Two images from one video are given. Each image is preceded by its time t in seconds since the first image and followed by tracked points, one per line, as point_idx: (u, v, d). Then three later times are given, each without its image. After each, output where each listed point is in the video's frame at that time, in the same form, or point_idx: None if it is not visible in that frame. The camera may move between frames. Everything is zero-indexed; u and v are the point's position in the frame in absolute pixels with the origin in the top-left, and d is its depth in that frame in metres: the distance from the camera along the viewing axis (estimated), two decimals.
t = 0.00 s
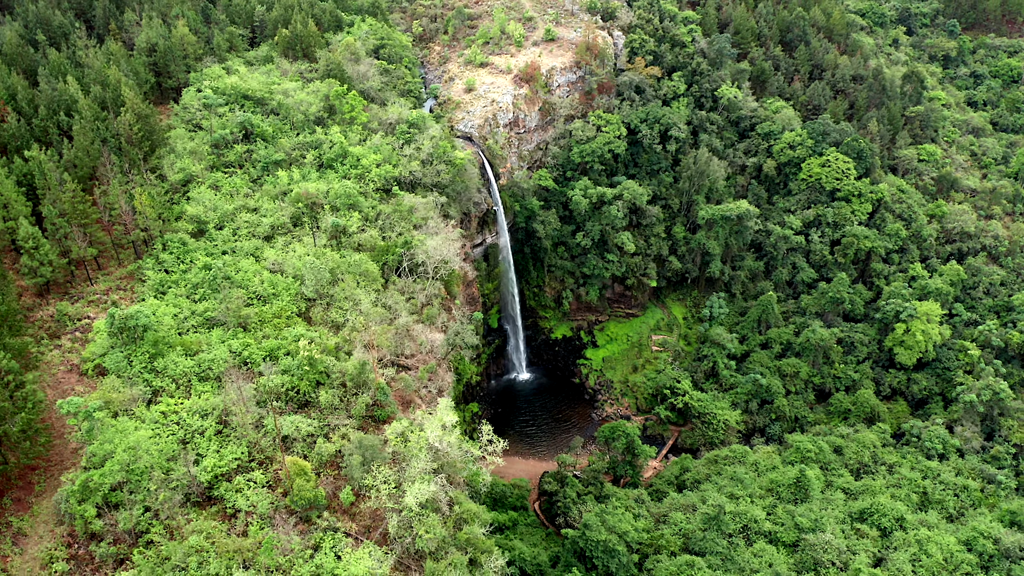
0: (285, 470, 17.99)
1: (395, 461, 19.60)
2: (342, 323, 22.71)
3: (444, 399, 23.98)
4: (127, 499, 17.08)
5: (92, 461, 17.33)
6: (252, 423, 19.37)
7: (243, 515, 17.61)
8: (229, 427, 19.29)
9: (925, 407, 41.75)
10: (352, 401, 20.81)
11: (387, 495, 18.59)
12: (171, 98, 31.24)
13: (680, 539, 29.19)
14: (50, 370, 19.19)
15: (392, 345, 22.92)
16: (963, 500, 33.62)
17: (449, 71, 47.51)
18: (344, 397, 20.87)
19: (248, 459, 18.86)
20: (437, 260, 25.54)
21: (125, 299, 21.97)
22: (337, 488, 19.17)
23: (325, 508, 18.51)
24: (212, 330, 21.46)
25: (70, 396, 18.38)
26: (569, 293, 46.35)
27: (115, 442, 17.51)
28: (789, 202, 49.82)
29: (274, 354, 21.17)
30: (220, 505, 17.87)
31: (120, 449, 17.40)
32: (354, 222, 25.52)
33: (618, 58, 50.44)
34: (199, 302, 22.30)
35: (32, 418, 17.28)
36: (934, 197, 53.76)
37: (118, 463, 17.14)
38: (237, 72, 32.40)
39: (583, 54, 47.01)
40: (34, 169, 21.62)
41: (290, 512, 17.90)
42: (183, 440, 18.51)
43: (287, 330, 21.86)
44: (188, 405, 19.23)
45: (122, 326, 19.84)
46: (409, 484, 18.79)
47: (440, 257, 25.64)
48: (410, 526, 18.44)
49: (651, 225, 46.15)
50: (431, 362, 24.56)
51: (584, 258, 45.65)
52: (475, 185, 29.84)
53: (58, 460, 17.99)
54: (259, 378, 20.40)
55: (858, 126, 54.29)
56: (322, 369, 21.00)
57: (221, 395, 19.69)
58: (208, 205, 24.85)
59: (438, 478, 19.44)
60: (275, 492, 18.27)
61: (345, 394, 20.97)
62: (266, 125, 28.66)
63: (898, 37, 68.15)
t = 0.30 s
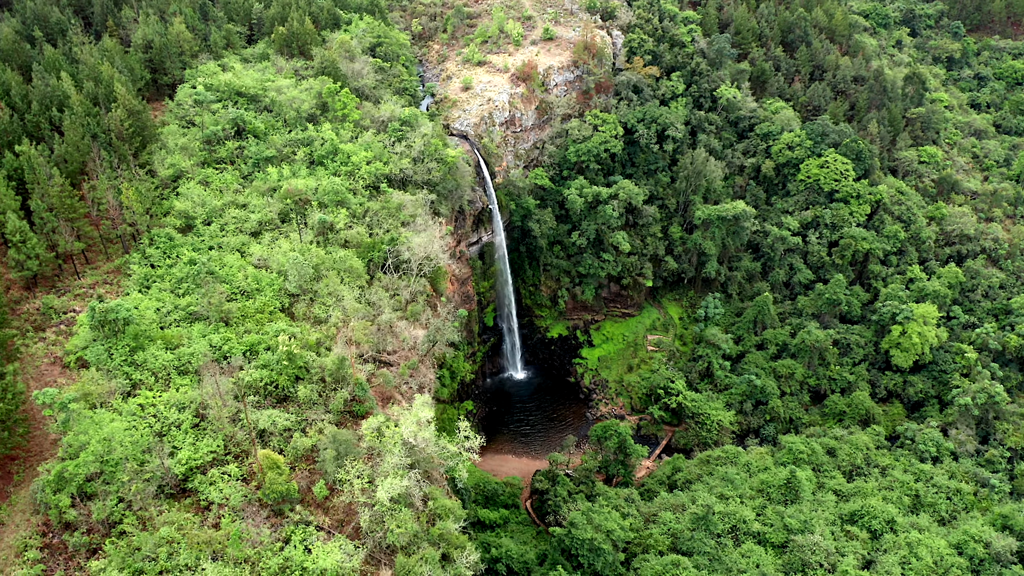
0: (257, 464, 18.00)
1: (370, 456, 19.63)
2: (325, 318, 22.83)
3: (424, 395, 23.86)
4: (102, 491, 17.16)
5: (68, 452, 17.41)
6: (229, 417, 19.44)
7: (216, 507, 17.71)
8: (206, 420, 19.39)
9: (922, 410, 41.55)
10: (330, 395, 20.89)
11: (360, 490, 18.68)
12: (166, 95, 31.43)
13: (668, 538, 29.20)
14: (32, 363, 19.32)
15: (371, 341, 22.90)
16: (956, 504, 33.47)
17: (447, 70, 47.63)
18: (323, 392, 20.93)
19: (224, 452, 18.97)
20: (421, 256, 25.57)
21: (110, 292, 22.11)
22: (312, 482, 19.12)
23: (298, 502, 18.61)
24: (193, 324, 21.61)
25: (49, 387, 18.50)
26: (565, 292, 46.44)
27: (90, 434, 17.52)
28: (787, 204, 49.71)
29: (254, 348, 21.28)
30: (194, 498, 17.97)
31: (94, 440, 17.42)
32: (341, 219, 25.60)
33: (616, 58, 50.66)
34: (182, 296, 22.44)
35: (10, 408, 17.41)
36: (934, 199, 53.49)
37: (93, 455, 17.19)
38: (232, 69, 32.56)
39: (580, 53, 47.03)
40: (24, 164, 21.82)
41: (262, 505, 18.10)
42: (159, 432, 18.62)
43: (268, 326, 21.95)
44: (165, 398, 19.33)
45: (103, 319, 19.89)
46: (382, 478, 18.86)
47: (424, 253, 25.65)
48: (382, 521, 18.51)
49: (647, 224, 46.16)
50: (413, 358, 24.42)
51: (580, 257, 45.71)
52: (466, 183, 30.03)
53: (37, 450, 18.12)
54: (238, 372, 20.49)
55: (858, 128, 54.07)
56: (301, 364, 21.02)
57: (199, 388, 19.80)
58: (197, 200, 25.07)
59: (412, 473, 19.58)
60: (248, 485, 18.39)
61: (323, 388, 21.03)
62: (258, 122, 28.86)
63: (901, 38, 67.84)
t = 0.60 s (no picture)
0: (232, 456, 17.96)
1: (346, 450, 19.65)
2: (308, 313, 22.86)
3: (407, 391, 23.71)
4: (77, 481, 17.23)
5: (45, 443, 17.51)
6: (206, 411, 19.59)
7: (189, 499, 17.84)
8: (184, 413, 19.52)
9: (918, 413, 41.34)
10: (309, 390, 20.91)
11: (334, 484, 18.62)
12: (161, 91, 31.69)
13: (657, 538, 29.26)
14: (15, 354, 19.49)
15: (354, 336, 22.76)
16: (948, 507, 33.33)
17: (445, 68, 47.71)
18: (303, 386, 20.97)
19: (200, 445, 19.04)
20: (405, 254, 25.41)
21: (97, 286, 22.31)
22: (286, 476, 19.11)
23: (273, 495, 18.68)
24: (176, 318, 21.72)
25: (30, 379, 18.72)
26: (561, 291, 46.53)
27: (66, 425, 17.65)
28: (785, 205, 49.56)
29: (235, 343, 21.37)
30: (169, 489, 18.07)
31: (71, 431, 17.55)
32: (329, 215, 25.67)
33: (615, 58, 50.66)
34: (167, 290, 22.55)
35: None
36: (935, 201, 53.18)
37: (69, 446, 17.32)
38: (228, 66, 32.75)
39: (578, 52, 47.06)
40: (14, 158, 22.09)
41: (236, 497, 18.17)
42: (137, 424, 18.75)
43: (251, 321, 22.02)
44: (144, 391, 19.42)
45: (85, 312, 20.05)
46: (356, 472, 18.87)
47: (409, 250, 25.50)
48: (355, 515, 18.53)
49: (644, 224, 46.19)
50: (395, 353, 24.22)
51: (576, 257, 45.80)
52: (458, 181, 30.31)
53: (17, 441, 18.21)
54: (218, 366, 20.63)
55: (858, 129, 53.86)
56: (282, 358, 21.12)
57: (178, 380, 19.88)
58: (186, 196, 25.26)
59: (387, 468, 19.53)
60: (222, 477, 18.44)
61: (303, 382, 21.06)
62: (251, 118, 29.05)
63: (905, 39, 67.49)
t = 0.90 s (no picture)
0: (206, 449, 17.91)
1: (323, 444, 19.49)
2: (291, 309, 22.83)
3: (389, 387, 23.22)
4: (54, 471, 17.42)
5: (22, 432, 17.63)
6: (185, 404, 19.61)
7: (164, 491, 17.89)
8: (162, 406, 19.61)
9: (914, 415, 41.09)
10: (289, 384, 20.86)
11: (308, 477, 18.60)
12: (158, 87, 31.93)
13: (646, 537, 29.35)
14: None
15: (335, 332, 22.82)
16: (941, 510, 33.17)
17: (444, 67, 47.81)
18: (282, 380, 20.90)
19: (177, 437, 19.04)
20: (391, 251, 25.16)
21: (84, 279, 22.52)
22: (262, 469, 19.01)
23: (248, 488, 18.60)
24: (160, 312, 21.89)
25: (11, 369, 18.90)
26: (558, 290, 46.57)
27: (44, 416, 17.77)
28: (784, 206, 49.36)
29: (217, 337, 21.47)
30: (145, 480, 18.18)
31: (48, 422, 17.67)
32: (318, 211, 25.73)
33: (614, 58, 50.66)
34: (152, 284, 22.71)
35: None
36: (936, 203, 52.83)
37: (46, 437, 17.45)
38: (224, 63, 32.95)
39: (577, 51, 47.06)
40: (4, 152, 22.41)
41: (210, 490, 18.15)
42: (116, 416, 18.90)
43: (234, 315, 22.15)
44: (123, 384, 19.55)
45: (68, 304, 20.22)
46: (330, 466, 18.64)
47: (394, 247, 25.24)
48: (328, 508, 18.36)
49: (641, 224, 46.23)
50: (379, 350, 23.96)
51: (573, 256, 45.90)
52: (449, 180, 30.73)
53: None
54: (199, 360, 20.71)
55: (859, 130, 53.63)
56: (263, 353, 21.15)
57: (157, 373, 19.98)
58: (176, 191, 25.45)
59: (363, 462, 19.45)
60: (197, 469, 18.39)
61: (283, 376, 21.01)
62: (245, 115, 29.24)
63: (909, 41, 67.10)
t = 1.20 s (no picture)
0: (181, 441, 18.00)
1: (299, 438, 19.50)
2: (274, 304, 22.87)
3: (371, 383, 22.74)
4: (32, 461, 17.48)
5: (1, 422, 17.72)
6: (164, 397, 19.68)
7: (139, 482, 18.00)
8: (141, 398, 19.67)
9: (910, 418, 40.87)
10: (269, 378, 20.89)
11: (283, 471, 18.63)
12: (154, 84, 32.18)
13: (634, 536, 29.43)
14: None
15: (318, 328, 22.62)
16: (933, 513, 33.02)
17: (443, 65, 47.90)
18: (263, 374, 20.94)
19: (155, 429, 19.16)
20: (376, 246, 25.23)
21: (72, 273, 22.78)
22: (238, 462, 19.12)
23: (224, 480, 18.71)
24: (144, 306, 22.05)
25: None
26: (554, 289, 46.64)
27: (23, 405, 17.86)
28: (783, 206, 49.18)
29: (200, 331, 21.60)
30: (122, 472, 18.27)
31: (26, 411, 17.77)
32: (306, 208, 25.88)
33: (613, 58, 50.70)
34: (137, 278, 22.87)
35: None
36: (937, 205, 52.51)
37: (24, 427, 17.53)
38: (221, 60, 33.14)
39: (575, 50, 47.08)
40: None
41: (185, 481, 18.27)
42: (95, 408, 18.97)
43: (217, 309, 22.27)
44: (104, 376, 19.65)
45: (51, 297, 20.35)
46: (304, 460, 18.59)
47: (380, 243, 25.35)
48: (301, 502, 18.30)
49: (637, 224, 46.31)
50: (363, 347, 23.44)
51: (569, 255, 46.00)
52: (442, 177, 30.90)
53: None
54: (179, 354, 20.84)
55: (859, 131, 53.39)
56: (244, 347, 21.21)
57: (136, 366, 20.07)
58: (167, 187, 25.70)
59: (339, 455, 19.16)
60: (173, 461, 18.49)
61: (264, 371, 21.04)
62: (238, 112, 29.45)
63: (914, 42, 66.72)
